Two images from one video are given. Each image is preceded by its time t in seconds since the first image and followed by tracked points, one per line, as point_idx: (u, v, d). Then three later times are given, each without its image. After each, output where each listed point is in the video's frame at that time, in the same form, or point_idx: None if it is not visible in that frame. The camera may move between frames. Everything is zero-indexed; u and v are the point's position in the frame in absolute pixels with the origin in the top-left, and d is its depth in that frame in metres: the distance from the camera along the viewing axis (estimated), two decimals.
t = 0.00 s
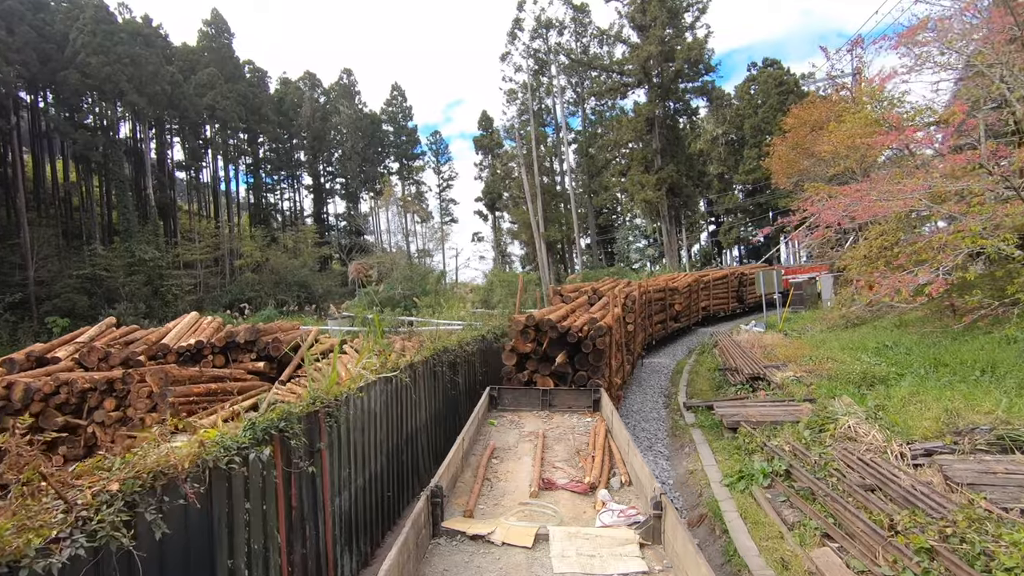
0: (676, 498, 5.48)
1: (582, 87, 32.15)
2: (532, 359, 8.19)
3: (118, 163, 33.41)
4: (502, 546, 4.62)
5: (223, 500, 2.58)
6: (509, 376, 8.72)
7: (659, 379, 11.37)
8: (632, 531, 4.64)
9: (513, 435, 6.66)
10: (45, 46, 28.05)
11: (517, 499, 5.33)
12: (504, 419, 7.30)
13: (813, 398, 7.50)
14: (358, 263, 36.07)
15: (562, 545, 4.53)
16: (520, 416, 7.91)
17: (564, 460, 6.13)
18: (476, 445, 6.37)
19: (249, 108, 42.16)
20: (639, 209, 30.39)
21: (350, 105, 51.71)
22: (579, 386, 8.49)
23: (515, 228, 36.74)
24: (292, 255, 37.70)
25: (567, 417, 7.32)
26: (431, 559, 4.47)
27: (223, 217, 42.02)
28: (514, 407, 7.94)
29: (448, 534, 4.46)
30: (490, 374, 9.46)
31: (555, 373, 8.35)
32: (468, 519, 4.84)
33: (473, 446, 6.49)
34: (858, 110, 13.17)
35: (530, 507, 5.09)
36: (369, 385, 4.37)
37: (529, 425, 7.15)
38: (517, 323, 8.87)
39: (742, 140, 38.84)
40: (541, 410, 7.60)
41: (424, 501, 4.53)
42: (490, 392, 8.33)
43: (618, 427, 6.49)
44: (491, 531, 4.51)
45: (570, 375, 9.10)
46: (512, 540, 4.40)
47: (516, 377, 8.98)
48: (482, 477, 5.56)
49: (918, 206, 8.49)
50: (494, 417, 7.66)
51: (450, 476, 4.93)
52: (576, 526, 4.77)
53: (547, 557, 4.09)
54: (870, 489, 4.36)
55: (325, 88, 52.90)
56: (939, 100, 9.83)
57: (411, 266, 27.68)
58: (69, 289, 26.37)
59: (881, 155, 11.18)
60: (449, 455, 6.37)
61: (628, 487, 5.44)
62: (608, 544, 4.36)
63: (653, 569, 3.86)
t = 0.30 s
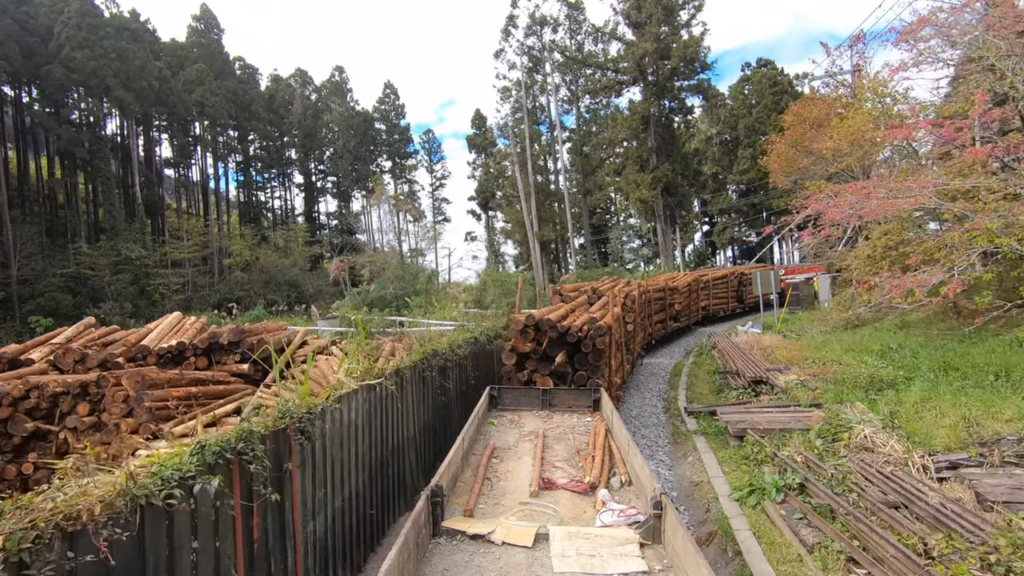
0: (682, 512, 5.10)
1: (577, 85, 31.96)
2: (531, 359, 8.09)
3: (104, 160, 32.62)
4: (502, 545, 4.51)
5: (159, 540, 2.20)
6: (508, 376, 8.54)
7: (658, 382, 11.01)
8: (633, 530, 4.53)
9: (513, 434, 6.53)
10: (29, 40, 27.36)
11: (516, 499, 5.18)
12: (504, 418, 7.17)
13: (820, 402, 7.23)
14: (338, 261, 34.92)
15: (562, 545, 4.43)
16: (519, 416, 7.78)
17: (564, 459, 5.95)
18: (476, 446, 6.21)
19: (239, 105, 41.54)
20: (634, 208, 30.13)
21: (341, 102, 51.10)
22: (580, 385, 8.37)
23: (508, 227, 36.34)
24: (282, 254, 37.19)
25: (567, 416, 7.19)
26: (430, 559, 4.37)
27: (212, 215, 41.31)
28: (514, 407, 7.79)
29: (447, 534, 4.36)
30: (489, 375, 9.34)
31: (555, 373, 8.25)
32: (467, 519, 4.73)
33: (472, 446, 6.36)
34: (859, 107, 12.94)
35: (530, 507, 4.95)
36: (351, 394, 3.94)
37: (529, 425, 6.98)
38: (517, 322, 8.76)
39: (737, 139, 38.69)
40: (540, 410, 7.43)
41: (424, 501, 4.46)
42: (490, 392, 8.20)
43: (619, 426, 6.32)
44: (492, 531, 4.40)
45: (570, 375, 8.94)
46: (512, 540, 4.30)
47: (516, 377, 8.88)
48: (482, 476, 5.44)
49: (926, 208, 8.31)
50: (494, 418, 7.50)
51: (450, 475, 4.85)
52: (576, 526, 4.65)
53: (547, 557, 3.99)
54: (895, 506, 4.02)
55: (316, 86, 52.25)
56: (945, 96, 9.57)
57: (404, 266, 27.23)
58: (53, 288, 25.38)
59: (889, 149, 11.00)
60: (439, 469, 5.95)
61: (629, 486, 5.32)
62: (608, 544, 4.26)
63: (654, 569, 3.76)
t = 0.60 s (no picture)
0: (688, 526, 4.78)
1: (572, 83, 31.75)
2: (531, 359, 8.01)
3: (89, 156, 31.91)
4: (502, 546, 4.44)
5: None
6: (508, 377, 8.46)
7: (656, 385, 10.66)
8: (633, 531, 4.46)
9: (513, 434, 6.46)
10: (12, 33, 26.63)
11: (516, 499, 5.10)
12: (504, 418, 7.11)
13: (828, 409, 6.97)
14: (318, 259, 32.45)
15: (562, 545, 4.37)
16: (519, 415, 7.71)
17: (564, 459, 5.87)
18: (475, 445, 6.13)
19: (229, 102, 40.91)
20: (629, 208, 29.82)
21: (333, 101, 50.54)
22: (580, 385, 8.30)
23: (502, 227, 35.91)
24: (273, 254, 36.65)
25: (566, 416, 7.12)
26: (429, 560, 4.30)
27: (201, 213, 40.62)
28: (513, 406, 7.71)
29: (447, 534, 4.29)
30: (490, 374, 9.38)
31: (556, 373, 8.19)
32: (467, 520, 4.65)
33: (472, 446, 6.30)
34: (859, 105, 12.74)
35: (529, 507, 4.87)
36: (326, 408, 3.52)
37: (528, 424, 6.89)
38: (517, 322, 8.72)
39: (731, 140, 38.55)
40: (540, 409, 7.37)
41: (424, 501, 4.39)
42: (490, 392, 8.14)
43: (619, 425, 6.24)
44: (491, 530, 4.34)
45: (570, 374, 8.87)
46: (512, 539, 4.23)
47: (515, 377, 8.82)
48: (481, 476, 5.37)
49: (931, 210, 8.20)
50: (495, 418, 7.36)
51: (450, 475, 4.78)
52: (576, 526, 4.58)
53: (547, 557, 3.92)
54: (924, 528, 3.69)
55: (308, 83, 51.59)
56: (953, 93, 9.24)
57: (396, 266, 26.72)
58: (36, 287, 24.26)
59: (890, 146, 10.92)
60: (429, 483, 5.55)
61: (629, 486, 5.26)
62: (608, 544, 4.19)
63: (653, 569, 3.69)
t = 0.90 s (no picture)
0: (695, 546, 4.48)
1: (566, 81, 31.49)
2: (531, 359, 8.09)
3: (74, 153, 31.17)
4: (502, 545, 4.50)
5: None
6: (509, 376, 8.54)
7: (654, 389, 10.35)
8: (632, 531, 4.52)
9: (513, 433, 6.53)
10: None
11: (517, 499, 5.15)
12: (504, 418, 7.20)
13: (835, 416, 6.74)
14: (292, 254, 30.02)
15: (562, 544, 4.42)
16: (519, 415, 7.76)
17: (563, 459, 5.94)
18: (475, 445, 6.20)
19: (218, 99, 40.25)
20: (624, 208, 29.53)
21: (325, 98, 49.92)
22: (580, 385, 8.37)
23: (495, 226, 35.52)
24: (263, 253, 36.09)
25: (565, 417, 7.18)
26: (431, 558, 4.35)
27: (189, 211, 39.93)
28: (513, 407, 7.77)
29: (447, 534, 4.34)
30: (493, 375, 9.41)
31: (555, 373, 8.24)
32: (467, 519, 4.71)
33: (472, 445, 6.38)
34: (859, 104, 12.58)
35: (529, 507, 4.94)
36: (299, 421, 3.16)
37: (528, 424, 6.95)
38: (517, 322, 8.81)
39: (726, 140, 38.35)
40: (540, 409, 7.45)
41: (423, 500, 4.43)
42: (490, 392, 8.20)
43: (618, 426, 6.31)
44: (491, 530, 4.41)
45: (570, 374, 8.92)
46: (510, 539, 4.29)
47: (516, 377, 8.88)
48: (481, 476, 5.43)
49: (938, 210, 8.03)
50: (495, 418, 7.37)
51: (449, 474, 4.84)
52: (575, 526, 4.65)
53: (546, 556, 3.97)
54: (956, 551, 3.38)
55: (299, 81, 50.90)
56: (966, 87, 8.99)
57: (388, 266, 26.22)
58: (19, 286, 23.50)
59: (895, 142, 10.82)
60: (418, 499, 5.17)
61: (629, 486, 5.33)
62: (607, 544, 4.26)
63: (653, 569, 3.76)
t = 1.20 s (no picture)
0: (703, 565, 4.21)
1: (561, 79, 31.21)
2: (531, 359, 8.10)
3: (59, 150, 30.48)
4: (501, 545, 4.48)
5: None
6: (510, 376, 8.60)
7: (652, 392, 10.07)
8: (632, 531, 4.50)
9: (513, 433, 6.52)
10: None
11: (516, 499, 5.13)
12: (504, 418, 7.18)
13: (845, 423, 6.47)
14: (261, 249, 27.85)
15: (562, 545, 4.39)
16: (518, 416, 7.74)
17: (563, 459, 5.89)
18: (475, 445, 6.16)
19: (208, 97, 39.64)
20: (619, 208, 29.24)
21: (317, 97, 49.39)
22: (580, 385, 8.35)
23: (489, 226, 35.12)
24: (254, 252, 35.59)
25: (565, 417, 7.15)
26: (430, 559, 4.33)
27: (179, 210, 39.29)
28: (513, 407, 7.74)
29: (447, 534, 4.33)
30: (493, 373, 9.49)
31: (555, 373, 8.25)
32: (466, 519, 4.70)
33: (472, 444, 6.37)
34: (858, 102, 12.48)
35: (529, 507, 4.91)
36: (264, 439, 2.78)
37: (528, 424, 6.90)
38: (518, 323, 8.84)
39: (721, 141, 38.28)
40: (540, 409, 7.41)
41: (424, 500, 4.43)
42: (490, 392, 8.18)
43: (618, 425, 6.28)
44: (490, 530, 4.38)
45: (570, 374, 8.89)
46: (510, 539, 4.27)
47: (516, 377, 8.85)
48: (481, 475, 5.42)
49: (945, 207, 7.87)
50: (494, 419, 7.26)
51: (448, 474, 4.82)
52: (575, 526, 4.62)
53: (546, 557, 3.95)
54: None
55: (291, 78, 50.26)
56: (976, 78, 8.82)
57: (380, 265, 25.79)
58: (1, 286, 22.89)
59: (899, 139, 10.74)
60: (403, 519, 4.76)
61: (629, 487, 5.31)
62: (608, 544, 4.24)
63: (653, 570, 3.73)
